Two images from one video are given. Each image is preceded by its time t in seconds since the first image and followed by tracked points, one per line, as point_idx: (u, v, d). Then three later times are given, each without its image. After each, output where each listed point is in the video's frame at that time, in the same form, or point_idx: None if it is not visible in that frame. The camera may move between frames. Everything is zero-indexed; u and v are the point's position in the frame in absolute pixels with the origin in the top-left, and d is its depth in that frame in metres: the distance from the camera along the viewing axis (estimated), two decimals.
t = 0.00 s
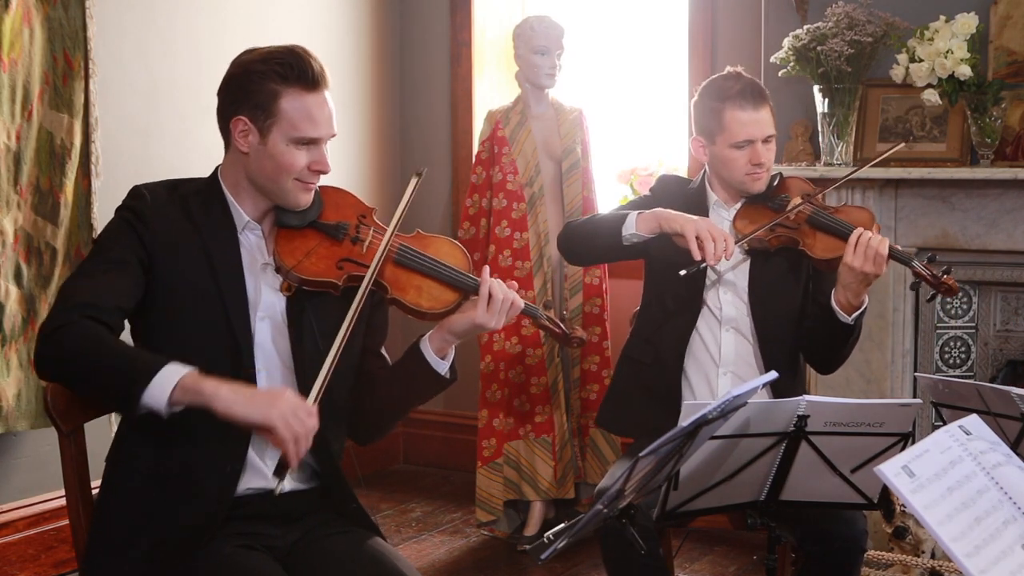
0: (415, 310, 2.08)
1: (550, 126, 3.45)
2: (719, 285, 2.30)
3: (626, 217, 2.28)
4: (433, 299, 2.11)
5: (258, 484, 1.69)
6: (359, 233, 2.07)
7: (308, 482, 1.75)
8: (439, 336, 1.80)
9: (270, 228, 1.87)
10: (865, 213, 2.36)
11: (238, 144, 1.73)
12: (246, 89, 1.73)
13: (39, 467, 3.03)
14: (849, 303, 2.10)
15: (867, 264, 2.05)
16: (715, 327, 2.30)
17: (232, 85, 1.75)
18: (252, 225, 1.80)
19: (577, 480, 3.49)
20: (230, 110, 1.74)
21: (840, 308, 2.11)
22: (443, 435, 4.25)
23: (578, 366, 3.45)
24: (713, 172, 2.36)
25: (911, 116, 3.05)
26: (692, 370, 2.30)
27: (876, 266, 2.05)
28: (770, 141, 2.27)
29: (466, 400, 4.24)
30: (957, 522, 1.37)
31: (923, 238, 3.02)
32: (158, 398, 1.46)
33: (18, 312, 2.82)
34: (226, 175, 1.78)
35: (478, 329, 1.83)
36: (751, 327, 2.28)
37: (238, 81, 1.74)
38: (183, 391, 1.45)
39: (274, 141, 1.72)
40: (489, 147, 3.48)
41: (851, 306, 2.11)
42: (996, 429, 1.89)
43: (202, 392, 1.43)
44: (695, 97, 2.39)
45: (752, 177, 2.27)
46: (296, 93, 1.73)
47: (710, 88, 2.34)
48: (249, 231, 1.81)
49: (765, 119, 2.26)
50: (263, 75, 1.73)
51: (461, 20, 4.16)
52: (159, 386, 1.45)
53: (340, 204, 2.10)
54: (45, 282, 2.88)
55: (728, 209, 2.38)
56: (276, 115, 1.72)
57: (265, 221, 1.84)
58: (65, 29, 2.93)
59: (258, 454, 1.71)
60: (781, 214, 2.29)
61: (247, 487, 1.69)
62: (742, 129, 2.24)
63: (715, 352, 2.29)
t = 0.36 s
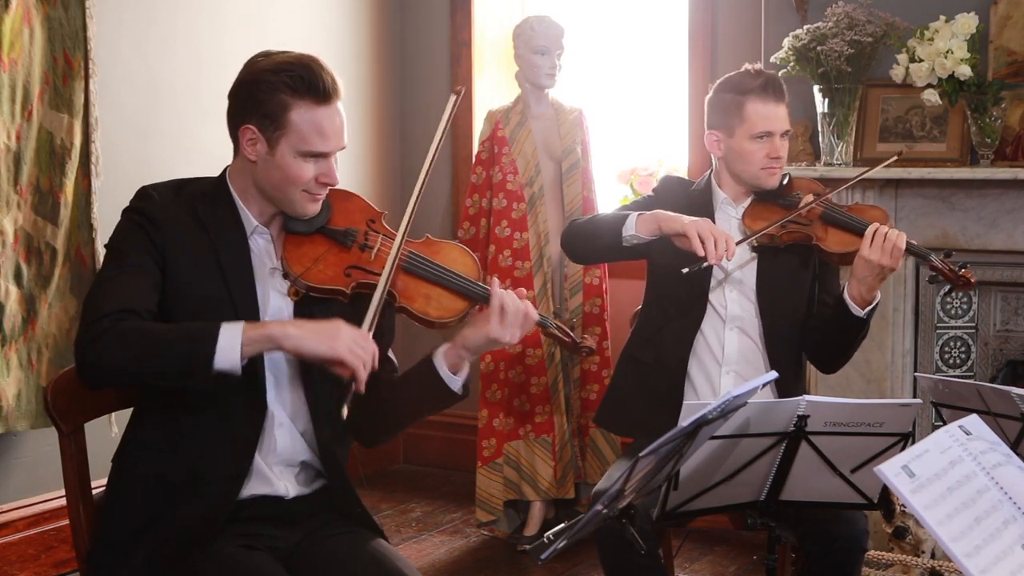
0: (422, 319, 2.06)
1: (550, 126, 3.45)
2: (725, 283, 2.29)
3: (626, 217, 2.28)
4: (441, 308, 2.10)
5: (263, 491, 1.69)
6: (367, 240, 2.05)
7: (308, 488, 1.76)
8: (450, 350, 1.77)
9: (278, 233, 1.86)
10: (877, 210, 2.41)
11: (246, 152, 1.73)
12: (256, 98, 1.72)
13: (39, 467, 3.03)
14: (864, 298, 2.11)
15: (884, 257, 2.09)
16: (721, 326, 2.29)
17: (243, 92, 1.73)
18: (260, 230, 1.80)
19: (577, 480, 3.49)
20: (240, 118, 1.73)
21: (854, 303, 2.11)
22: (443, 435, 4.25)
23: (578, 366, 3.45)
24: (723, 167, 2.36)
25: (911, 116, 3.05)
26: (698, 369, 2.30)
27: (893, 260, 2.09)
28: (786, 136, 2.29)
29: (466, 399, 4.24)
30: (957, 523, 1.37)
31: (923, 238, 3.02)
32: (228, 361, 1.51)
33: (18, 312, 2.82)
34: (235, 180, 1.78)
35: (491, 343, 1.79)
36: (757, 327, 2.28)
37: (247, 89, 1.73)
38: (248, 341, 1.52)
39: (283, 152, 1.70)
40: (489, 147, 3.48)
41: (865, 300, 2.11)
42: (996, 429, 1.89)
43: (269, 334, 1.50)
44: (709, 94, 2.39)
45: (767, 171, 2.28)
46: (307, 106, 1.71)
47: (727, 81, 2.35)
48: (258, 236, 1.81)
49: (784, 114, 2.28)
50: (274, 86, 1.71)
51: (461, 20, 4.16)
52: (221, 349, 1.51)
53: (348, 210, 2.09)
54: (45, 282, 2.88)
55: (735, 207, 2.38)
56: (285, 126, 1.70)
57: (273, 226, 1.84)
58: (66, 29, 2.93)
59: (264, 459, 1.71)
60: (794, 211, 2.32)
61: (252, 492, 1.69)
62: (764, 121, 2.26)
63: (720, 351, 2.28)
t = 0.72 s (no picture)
0: (433, 327, 2.08)
1: (550, 126, 3.45)
2: (734, 283, 2.30)
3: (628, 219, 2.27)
4: (451, 318, 2.12)
5: (267, 494, 1.70)
6: (379, 248, 2.09)
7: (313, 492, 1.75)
8: (462, 362, 1.73)
9: (289, 235, 1.86)
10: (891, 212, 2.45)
11: (263, 156, 1.73)
12: (276, 102, 1.72)
13: (39, 467, 3.03)
14: (877, 295, 2.11)
15: (902, 254, 2.09)
16: (726, 325, 2.29)
17: (263, 95, 1.73)
18: (271, 234, 1.80)
19: (577, 480, 3.49)
20: (259, 120, 1.73)
21: (867, 299, 2.12)
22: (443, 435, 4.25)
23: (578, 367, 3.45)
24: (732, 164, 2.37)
25: (911, 116, 3.05)
26: (700, 367, 2.30)
27: (910, 257, 2.09)
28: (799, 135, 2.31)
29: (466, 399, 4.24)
30: (956, 523, 1.37)
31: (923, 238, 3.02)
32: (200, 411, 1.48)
33: (18, 312, 2.82)
34: (248, 182, 1.78)
35: (503, 360, 1.70)
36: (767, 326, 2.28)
37: (269, 92, 1.73)
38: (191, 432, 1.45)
39: (300, 158, 1.71)
40: (489, 147, 3.48)
41: (880, 297, 2.12)
42: (996, 428, 1.89)
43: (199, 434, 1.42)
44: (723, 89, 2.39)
45: (782, 167, 2.29)
46: (327, 114, 1.71)
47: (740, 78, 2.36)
48: (269, 239, 1.81)
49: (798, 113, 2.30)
50: (295, 92, 1.71)
51: (460, 20, 4.16)
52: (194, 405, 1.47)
53: (362, 216, 2.13)
54: (45, 282, 2.88)
55: (744, 206, 2.38)
56: (304, 133, 1.71)
57: (284, 229, 1.84)
58: (65, 29, 2.93)
59: (270, 462, 1.71)
60: (808, 210, 2.34)
61: (257, 494, 1.69)
62: (781, 118, 2.27)
63: (723, 350, 2.29)
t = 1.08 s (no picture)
0: (433, 335, 2.07)
1: (550, 126, 3.45)
2: (738, 281, 2.31)
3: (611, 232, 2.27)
4: (451, 325, 2.10)
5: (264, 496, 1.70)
6: (383, 252, 2.07)
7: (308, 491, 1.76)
8: (477, 382, 1.71)
9: (292, 237, 1.87)
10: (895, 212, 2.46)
11: (271, 156, 1.73)
12: (287, 103, 1.72)
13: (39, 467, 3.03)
14: (883, 292, 2.12)
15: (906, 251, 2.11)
16: (728, 325, 2.29)
17: (275, 95, 1.74)
18: (274, 236, 1.81)
19: (577, 480, 3.49)
20: (269, 120, 1.74)
21: (873, 296, 2.12)
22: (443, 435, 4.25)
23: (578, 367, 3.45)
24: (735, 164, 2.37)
25: (911, 116, 3.04)
26: (700, 368, 2.30)
27: (916, 255, 2.12)
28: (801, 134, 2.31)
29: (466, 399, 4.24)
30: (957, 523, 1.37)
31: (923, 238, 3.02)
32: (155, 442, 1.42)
33: (18, 312, 2.82)
34: (255, 183, 1.79)
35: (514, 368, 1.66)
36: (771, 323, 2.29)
37: (280, 93, 1.73)
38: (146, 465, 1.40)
39: (308, 161, 1.71)
40: (489, 147, 3.48)
41: (885, 294, 2.12)
42: (996, 429, 1.89)
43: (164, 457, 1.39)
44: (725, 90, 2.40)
45: (785, 166, 2.29)
46: (337, 117, 1.71)
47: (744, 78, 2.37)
48: (271, 241, 1.82)
49: (801, 113, 2.31)
50: (306, 94, 1.71)
51: (460, 20, 4.16)
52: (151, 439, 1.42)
53: (366, 221, 2.11)
54: (45, 282, 2.89)
55: (746, 206, 2.39)
56: (312, 135, 1.71)
57: (288, 231, 1.85)
58: (65, 29, 2.93)
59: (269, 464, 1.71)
60: (812, 210, 2.35)
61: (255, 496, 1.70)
62: (784, 118, 2.28)
63: (724, 351, 2.29)
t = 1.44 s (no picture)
0: (432, 333, 2.09)
1: (550, 127, 3.45)
2: (726, 283, 2.30)
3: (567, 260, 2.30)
4: (451, 325, 2.12)
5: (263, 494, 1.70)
6: (384, 252, 2.09)
7: (308, 492, 1.75)
8: (477, 381, 1.75)
9: (294, 236, 1.87)
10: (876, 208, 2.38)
11: (277, 153, 1.73)
12: (294, 99, 1.73)
13: (39, 467, 3.03)
14: (864, 295, 2.10)
15: (884, 254, 2.08)
16: (719, 328, 2.29)
17: (282, 92, 1.74)
18: (276, 234, 1.81)
19: (577, 480, 3.49)
20: (275, 117, 1.74)
21: (854, 300, 2.11)
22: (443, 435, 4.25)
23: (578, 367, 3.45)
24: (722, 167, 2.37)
25: (911, 116, 3.04)
26: (696, 371, 2.31)
27: (893, 258, 2.08)
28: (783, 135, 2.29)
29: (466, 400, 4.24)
30: (956, 523, 1.37)
31: (923, 238, 3.02)
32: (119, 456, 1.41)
33: (18, 312, 2.82)
34: (258, 180, 1.78)
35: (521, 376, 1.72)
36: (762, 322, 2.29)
37: (288, 90, 1.74)
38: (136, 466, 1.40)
39: (314, 157, 1.71)
40: (489, 147, 3.48)
41: (865, 297, 2.11)
42: (996, 428, 1.89)
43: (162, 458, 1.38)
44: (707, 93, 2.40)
45: (767, 170, 2.28)
46: (345, 114, 1.72)
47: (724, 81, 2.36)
48: (273, 239, 1.82)
49: (780, 114, 2.29)
50: (314, 90, 1.72)
51: (461, 20, 4.16)
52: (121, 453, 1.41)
53: (368, 221, 2.12)
54: (45, 282, 2.89)
55: (735, 208, 2.38)
56: (319, 132, 1.71)
57: (290, 230, 1.84)
58: (66, 29, 2.93)
59: (270, 462, 1.71)
60: (794, 211, 2.30)
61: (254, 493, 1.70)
62: (761, 122, 2.26)
63: (719, 352, 2.29)
